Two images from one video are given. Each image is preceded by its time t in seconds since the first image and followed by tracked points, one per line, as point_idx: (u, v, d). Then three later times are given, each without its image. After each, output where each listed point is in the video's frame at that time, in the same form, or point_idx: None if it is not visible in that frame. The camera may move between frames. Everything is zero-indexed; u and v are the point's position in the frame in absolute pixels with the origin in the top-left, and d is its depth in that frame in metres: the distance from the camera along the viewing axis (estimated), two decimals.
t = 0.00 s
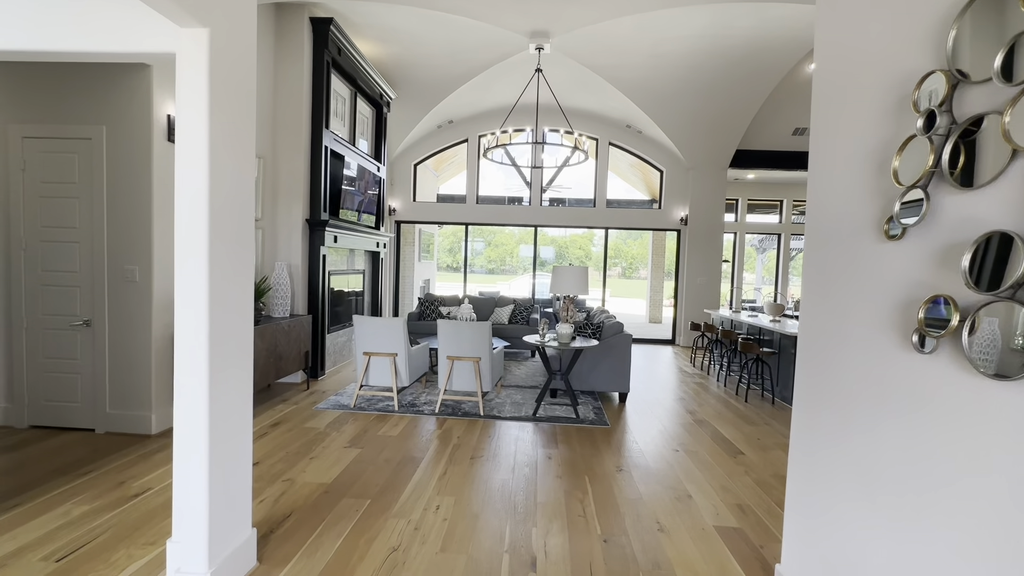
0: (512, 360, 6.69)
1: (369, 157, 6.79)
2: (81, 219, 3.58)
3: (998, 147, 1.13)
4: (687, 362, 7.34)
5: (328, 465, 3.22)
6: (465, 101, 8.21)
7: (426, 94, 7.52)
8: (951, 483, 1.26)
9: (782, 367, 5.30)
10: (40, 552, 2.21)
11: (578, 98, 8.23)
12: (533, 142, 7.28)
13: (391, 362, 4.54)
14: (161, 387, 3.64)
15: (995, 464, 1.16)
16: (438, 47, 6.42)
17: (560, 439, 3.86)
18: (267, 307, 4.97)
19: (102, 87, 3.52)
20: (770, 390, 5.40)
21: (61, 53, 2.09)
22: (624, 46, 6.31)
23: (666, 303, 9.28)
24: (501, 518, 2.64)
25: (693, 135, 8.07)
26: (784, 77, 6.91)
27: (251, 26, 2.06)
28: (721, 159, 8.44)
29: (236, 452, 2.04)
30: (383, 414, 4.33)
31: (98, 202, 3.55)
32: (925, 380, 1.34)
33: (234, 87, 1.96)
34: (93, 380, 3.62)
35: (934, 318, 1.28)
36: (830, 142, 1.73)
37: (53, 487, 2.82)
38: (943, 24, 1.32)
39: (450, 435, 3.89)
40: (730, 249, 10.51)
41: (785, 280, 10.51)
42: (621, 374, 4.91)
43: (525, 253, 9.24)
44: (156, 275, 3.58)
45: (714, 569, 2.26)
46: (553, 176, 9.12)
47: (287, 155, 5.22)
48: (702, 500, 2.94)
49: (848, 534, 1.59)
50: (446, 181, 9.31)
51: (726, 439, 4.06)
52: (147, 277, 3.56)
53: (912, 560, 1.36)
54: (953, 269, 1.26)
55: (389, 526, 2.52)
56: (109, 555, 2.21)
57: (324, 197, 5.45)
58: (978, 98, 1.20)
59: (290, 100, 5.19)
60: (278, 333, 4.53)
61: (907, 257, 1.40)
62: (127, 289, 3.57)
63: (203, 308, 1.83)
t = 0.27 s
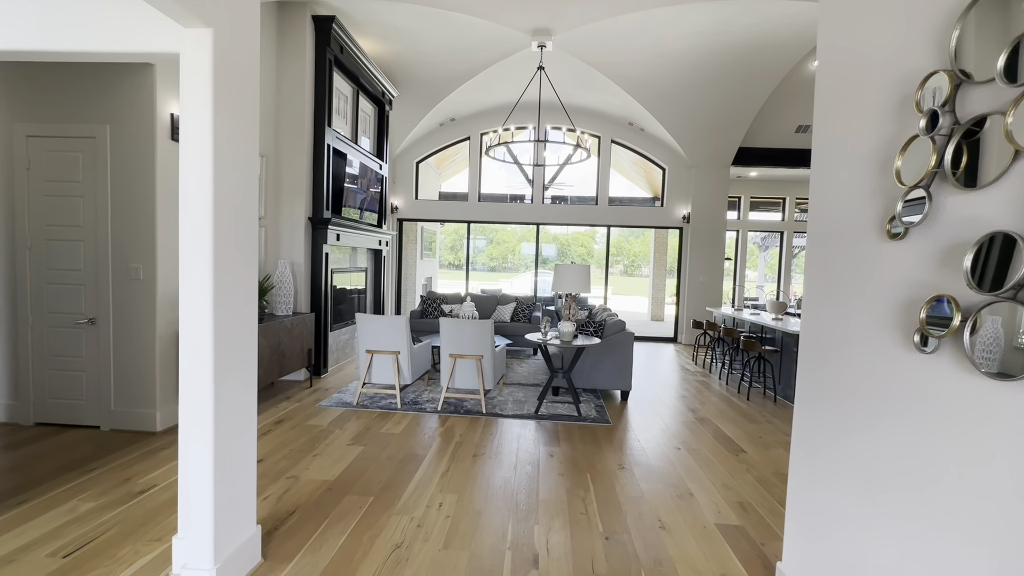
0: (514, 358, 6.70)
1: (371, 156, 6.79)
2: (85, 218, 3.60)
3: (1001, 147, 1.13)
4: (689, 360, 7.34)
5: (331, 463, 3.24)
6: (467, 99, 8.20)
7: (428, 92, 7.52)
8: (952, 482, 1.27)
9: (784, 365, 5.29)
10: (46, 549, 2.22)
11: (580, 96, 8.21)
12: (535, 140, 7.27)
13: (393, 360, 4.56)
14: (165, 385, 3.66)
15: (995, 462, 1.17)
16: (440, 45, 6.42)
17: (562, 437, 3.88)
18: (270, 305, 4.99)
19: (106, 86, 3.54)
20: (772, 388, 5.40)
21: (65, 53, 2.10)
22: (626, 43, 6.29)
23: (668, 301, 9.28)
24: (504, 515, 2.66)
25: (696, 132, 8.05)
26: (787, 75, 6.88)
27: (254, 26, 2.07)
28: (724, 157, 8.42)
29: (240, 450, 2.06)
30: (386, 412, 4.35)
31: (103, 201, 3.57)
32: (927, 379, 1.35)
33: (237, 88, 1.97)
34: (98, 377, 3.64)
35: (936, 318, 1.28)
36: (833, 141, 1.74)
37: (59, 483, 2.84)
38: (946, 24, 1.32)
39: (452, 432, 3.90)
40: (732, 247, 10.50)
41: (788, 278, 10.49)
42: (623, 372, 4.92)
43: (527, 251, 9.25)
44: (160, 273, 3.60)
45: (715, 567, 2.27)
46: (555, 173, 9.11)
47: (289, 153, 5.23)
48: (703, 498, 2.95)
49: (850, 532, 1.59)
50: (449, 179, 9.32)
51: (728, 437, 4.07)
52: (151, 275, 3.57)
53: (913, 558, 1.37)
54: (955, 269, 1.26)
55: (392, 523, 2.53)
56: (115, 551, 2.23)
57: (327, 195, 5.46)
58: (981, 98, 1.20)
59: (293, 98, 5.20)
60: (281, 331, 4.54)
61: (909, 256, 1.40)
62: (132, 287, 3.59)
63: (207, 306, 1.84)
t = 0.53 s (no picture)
0: (516, 356, 6.70)
1: (372, 153, 6.78)
2: (88, 216, 3.60)
3: (1008, 146, 1.12)
4: (690, 358, 7.35)
5: (333, 460, 3.25)
6: (469, 97, 8.18)
7: (430, 89, 7.51)
8: (957, 481, 1.26)
9: (786, 363, 5.29)
10: (50, 546, 2.23)
11: (582, 94, 8.19)
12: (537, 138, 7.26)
13: (395, 358, 4.56)
14: (167, 383, 3.66)
15: (1000, 462, 1.16)
16: (441, 42, 6.40)
17: (564, 435, 3.88)
18: (272, 303, 4.99)
19: (108, 83, 3.53)
20: (774, 386, 5.39)
21: (68, 52, 2.10)
22: (628, 40, 6.27)
23: (669, 299, 9.28)
24: (506, 513, 2.66)
25: (698, 130, 8.03)
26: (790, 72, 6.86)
27: (257, 23, 2.06)
28: (725, 155, 8.40)
29: (244, 448, 2.06)
30: (388, 410, 4.35)
31: (105, 199, 3.57)
32: (932, 378, 1.34)
33: (240, 86, 1.97)
34: (101, 375, 3.65)
35: (942, 316, 1.27)
36: (838, 139, 1.73)
37: (63, 481, 2.85)
38: (952, 21, 1.31)
39: (454, 430, 3.91)
40: (734, 245, 10.49)
41: (789, 276, 10.48)
42: (624, 370, 4.91)
43: (528, 248, 9.24)
44: (162, 271, 3.60)
45: (717, 565, 2.27)
46: (556, 171, 9.10)
47: (291, 151, 5.23)
48: (705, 496, 2.95)
49: (854, 531, 1.60)
50: (450, 177, 9.31)
51: (730, 435, 4.07)
52: (153, 273, 3.57)
53: (917, 557, 1.36)
54: (962, 267, 1.26)
55: (395, 521, 2.54)
56: (119, 548, 2.23)
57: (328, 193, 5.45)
58: (989, 97, 1.19)
59: (294, 95, 5.19)
60: (283, 329, 4.55)
61: (915, 254, 1.40)
62: (134, 285, 3.59)
63: (210, 304, 1.84)
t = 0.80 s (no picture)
0: (516, 354, 6.68)
1: (372, 151, 6.75)
2: (86, 214, 3.57)
3: None
4: (692, 356, 7.33)
5: (334, 460, 3.22)
6: (469, 94, 8.14)
7: (430, 87, 7.47)
8: (972, 484, 1.24)
9: (788, 362, 5.27)
10: (48, 547, 2.21)
11: (583, 91, 8.15)
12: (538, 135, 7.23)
13: (396, 357, 4.53)
14: (167, 382, 3.63)
15: (1018, 463, 1.14)
16: (442, 39, 6.36)
17: (566, 434, 3.86)
18: (272, 301, 4.97)
19: (106, 79, 3.50)
20: (776, 385, 5.37)
21: (65, 46, 2.07)
22: (630, 37, 6.23)
23: (670, 297, 9.26)
24: (509, 513, 2.64)
25: (700, 128, 7.99)
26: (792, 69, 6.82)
27: (258, 17, 2.03)
28: (726, 153, 8.37)
29: (244, 448, 2.03)
30: (389, 409, 4.33)
31: (103, 196, 3.54)
32: (946, 378, 1.32)
33: (240, 81, 1.94)
34: (99, 374, 3.62)
35: (958, 316, 1.25)
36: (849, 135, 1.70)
37: (62, 481, 2.82)
38: (969, 13, 1.28)
39: (455, 430, 3.89)
40: (735, 243, 10.46)
41: (790, 274, 10.46)
42: (627, 369, 4.89)
43: (529, 246, 9.22)
44: (161, 270, 3.57)
45: (723, 565, 2.25)
46: (557, 169, 9.06)
47: (291, 149, 5.19)
48: (710, 496, 2.93)
49: (864, 533, 1.57)
50: (450, 175, 9.27)
51: (733, 434, 4.05)
52: (152, 272, 3.55)
53: (930, 560, 1.34)
54: (978, 265, 1.23)
55: (397, 521, 2.51)
56: (119, 549, 2.21)
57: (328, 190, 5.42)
58: (1007, 91, 1.16)
59: (294, 92, 5.15)
60: (283, 328, 4.52)
61: (930, 252, 1.37)
62: (133, 283, 3.56)
63: (211, 303, 1.82)
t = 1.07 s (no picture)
0: (516, 354, 6.63)
1: (371, 149, 6.68)
2: (79, 212, 3.51)
3: None
4: (692, 356, 7.29)
5: (332, 462, 3.18)
6: (468, 91, 8.08)
7: (429, 84, 7.42)
8: (992, 492, 1.19)
9: (791, 362, 5.23)
10: (38, 553, 2.15)
11: (583, 89, 8.09)
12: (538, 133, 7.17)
13: (395, 357, 4.48)
14: (162, 383, 3.58)
15: None
16: (441, 36, 6.30)
17: (567, 435, 3.82)
18: (269, 301, 4.91)
19: (100, 75, 3.44)
20: (778, 385, 5.33)
21: (53, 40, 2.01)
22: (631, 34, 6.17)
23: (669, 296, 9.21)
24: (510, 517, 2.60)
25: (700, 126, 7.94)
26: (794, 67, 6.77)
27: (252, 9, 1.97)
28: (727, 151, 8.32)
29: (238, 453, 1.98)
30: (387, 409, 4.28)
31: (97, 194, 3.48)
32: (964, 382, 1.27)
33: (234, 75, 1.88)
34: (93, 374, 3.57)
35: (979, 319, 1.20)
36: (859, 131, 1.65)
37: (55, 484, 2.77)
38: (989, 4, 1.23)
39: (455, 431, 3.84)
40: (735, 242, 10.42)
41: (790, 273, 10.43)
42: (627, 369, 4.85)
43: (529, 245, 9.17)
44: (156, 269, 3.51)
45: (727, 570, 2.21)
46: (556, 167, 9.01)
47: (288, 146, 5.14)
48: (713, 499, 2.89)
49: (876, 541, 1.53)
50: (449, 173, 9.21)
51: (735, 435, 4.01)
52: (146, 271, 3.49)
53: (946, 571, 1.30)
54: (1000, 265, 1.18)
55: (395, 525, 2.47)
56: (111, 555, 2.16)
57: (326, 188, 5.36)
58: None
59: (291, 89, 5.09)
60: (280, 327, 4.46)
61: (947, 252, 1.32)
62: (127, 283, 3.51)
63: (204, 303, 1.77)
